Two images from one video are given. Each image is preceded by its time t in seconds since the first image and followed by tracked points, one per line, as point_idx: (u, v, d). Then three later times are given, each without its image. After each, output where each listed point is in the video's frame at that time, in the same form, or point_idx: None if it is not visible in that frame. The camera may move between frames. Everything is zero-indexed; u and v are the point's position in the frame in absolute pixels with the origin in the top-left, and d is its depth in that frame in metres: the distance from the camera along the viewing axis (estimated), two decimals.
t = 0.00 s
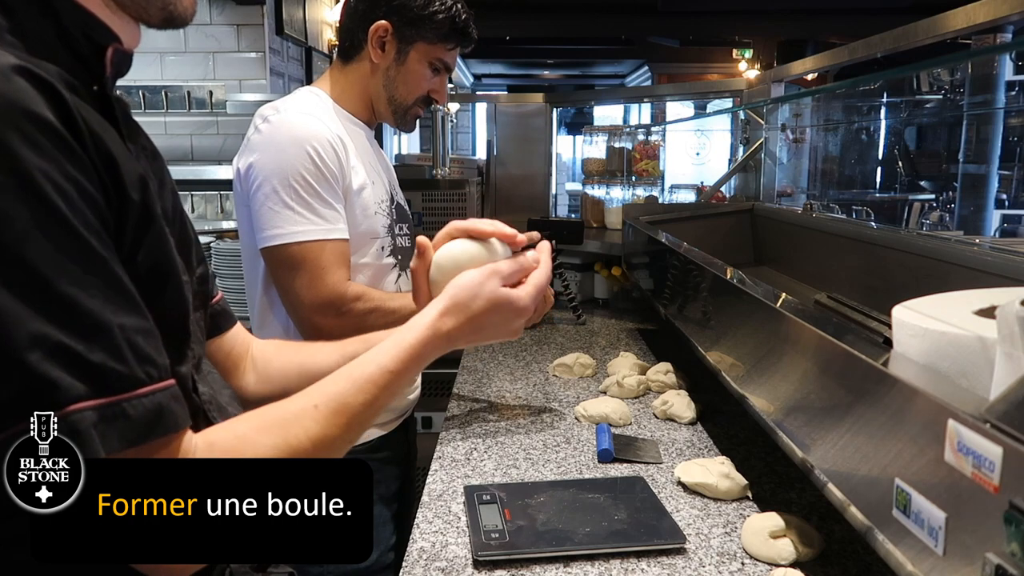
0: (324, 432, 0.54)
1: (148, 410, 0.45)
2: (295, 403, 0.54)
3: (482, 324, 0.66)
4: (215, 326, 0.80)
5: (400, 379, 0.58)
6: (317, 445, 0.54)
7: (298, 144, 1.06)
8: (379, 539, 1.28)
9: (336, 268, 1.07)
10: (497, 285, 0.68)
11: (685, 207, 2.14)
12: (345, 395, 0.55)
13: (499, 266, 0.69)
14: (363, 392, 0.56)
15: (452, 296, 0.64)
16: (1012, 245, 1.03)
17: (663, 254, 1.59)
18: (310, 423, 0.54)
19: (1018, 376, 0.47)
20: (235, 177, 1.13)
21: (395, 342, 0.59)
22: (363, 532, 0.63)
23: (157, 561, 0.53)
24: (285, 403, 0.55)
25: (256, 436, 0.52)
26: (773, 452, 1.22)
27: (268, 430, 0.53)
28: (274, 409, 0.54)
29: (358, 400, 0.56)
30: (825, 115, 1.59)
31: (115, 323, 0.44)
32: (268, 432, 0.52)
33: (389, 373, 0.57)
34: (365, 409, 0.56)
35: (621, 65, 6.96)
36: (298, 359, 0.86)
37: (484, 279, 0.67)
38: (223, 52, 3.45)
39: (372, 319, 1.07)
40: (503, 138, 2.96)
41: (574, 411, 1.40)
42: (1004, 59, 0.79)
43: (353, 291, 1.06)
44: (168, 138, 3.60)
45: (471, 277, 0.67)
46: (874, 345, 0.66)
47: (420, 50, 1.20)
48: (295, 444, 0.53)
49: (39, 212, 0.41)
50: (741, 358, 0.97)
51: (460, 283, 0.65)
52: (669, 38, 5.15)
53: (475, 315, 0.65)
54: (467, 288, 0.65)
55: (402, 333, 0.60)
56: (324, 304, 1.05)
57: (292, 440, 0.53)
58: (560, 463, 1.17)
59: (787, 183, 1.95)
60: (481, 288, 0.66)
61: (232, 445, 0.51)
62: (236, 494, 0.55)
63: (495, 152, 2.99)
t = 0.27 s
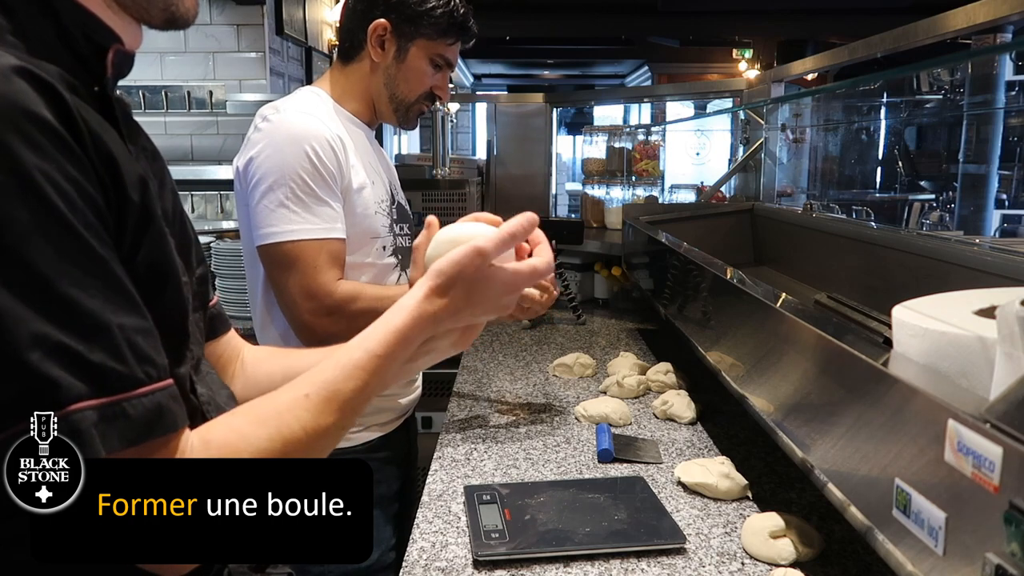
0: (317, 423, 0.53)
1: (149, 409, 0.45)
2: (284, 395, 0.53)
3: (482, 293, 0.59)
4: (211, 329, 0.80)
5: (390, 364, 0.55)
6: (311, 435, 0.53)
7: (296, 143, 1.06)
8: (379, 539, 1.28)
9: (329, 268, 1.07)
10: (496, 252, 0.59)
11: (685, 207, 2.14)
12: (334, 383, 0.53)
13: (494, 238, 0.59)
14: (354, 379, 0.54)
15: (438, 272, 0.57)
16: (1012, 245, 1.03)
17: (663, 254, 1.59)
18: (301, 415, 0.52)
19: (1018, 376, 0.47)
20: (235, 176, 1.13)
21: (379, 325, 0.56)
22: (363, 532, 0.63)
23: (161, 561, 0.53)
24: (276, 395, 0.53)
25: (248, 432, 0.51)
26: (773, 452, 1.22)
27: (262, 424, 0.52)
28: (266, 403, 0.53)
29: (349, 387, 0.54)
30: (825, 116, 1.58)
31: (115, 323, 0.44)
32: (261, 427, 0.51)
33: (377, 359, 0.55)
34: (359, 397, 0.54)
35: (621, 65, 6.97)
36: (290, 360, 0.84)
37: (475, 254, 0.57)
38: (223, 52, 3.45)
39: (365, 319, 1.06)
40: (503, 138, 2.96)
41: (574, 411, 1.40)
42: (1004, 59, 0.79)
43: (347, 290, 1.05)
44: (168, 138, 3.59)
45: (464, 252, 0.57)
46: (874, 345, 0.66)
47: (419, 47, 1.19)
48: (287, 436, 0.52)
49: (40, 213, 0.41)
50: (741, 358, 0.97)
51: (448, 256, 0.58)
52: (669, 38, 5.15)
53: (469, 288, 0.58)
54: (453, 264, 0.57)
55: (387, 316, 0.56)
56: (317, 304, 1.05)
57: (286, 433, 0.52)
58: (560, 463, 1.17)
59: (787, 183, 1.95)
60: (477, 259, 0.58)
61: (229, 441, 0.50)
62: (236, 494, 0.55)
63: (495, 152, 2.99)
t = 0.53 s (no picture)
0: (282, 423, 0.51)
1: (120, 422, 0.44)
2: (248, 396, 0.51)
3: (454, 283, 0.54)
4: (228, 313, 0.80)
5: (356, 357, 0.53)
6: (273, 436, 0.51)
7: (296, 145, 1.06)
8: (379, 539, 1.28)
9: (332, 268, 1.06)
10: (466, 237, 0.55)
11: (685, 207, 2.14)
12: (299, 381, 0.51)
13: (465, 220, 0.55)
14: (318, 375, 0.52)
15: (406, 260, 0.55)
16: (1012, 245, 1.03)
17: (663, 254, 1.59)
18: (263, 416, 0.51)
19: (1018, 376, 0.47)
20: (236, 177, 1.13)
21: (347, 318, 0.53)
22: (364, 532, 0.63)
23: (161, 561, 0.52)
24: (241, 398, 0.52)
25: (214, 437, 0.49)
26: (774, 452, 1.22)
27: (224, 429, 0.50)
28: (231, 406, 0.51)
29: (313, 382, 0.52)
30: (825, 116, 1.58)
31: (94, 331, 0.43)
32: (225, 431, 0.50)
33: (342, 354, 0.52)
34: (326, 392, 0.52)
35: (621, 65, 6.96)
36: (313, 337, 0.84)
37: (441, 236, 0.53)
38: (223, 52, 3.45)
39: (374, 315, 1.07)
40: (503, 138, 2.96)
41: (574, 411, 1.40)
42: (1004, 59, 0.79)
43: (350, 290, 1.05)
44: (168, 138, 3.59)
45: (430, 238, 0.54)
46: (875, 345, 0.66)
47: (418, 45, 1.19)
48: (251, 439, 0.50)
49: (28, 215, 0.41)
50: (741, 358, 0.97)
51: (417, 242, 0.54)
52: (670, 38, 5.15)
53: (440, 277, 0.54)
54: (418, 248, 0.54)
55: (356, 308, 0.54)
56: (319, 303, 1.05)
57: (249, 436, 0.50)
58: (560, 463, 1.17)
59: (787, 183, 1.95)
60: (444, 245, 0.53)
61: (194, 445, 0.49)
62: (236, 494, 0.55)
63: (495, 152, 2.99)
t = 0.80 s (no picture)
0: (260, 404, 0.49)
1: (104, 413, 0.43)
2: (224, 379, 0.49)
3: (424, 232, 0.49)
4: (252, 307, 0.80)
5: (335, 321, 0.50)
6: (259, 418, 0.48)
7: (298, 144, 1.05)
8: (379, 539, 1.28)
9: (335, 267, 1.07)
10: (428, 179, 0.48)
11: (685, 207, 2.14)
12: (276, 357, 0.49)
13: (418, 158, 0.47)
14: (294, 347, 0.49)
15: (370, 212, 0.49)
16: (1012, 245, 1.03)
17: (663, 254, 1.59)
18: (238, 401, 0.48)
19: (1018, 376, 0.47)
20: (238, 177, 1.13)
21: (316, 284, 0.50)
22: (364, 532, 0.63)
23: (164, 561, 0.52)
24: (216, 381, 0.49)
25: (190, 429, 0.48)
26: (773, 452, 1.22)
27: (201, 416, 0.48)
28: (204, 393, 0.49)
29: (289, 357, 0.49)
30: (825, 116, 1.58)
31: (72, 323, 0.42)
32: (199, 420, 0.48)
33: (316, 323, 0.49)
34: (305, 365, 0.50)
35: (621, 65, 6.96)
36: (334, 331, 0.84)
37: (400, 181, 0.47)
38: (223, 52, 3.45)
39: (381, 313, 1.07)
40: (502, 138, 2.96)
41: (574, 411, 1.40)
42: (1004, 59, 0.79)
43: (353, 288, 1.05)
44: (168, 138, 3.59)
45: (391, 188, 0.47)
46: (874, 345, 0.66)
47: (417, 43, 1.18)
48: (233, 424, 0.48)
49: None
50: (741, 358, 0.97)
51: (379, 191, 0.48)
52: (670, 38, 5.15)
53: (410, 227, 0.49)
54: (381, 200, 0.48)
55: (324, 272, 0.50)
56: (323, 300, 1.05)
57: (228, 424, 0.48)
58: (560, 463, 1.17)
59: (787, 183, 1.95)
60: (408, 193, 0.48)
61: (173, 440, 0.47)
62: (236, 494, 0.55)
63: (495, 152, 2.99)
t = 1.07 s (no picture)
0: (257, 414, 0.49)
1: (97, 423, 0.43)
2: (222, 389, 0.49)
3: (435, 243, 0.51)
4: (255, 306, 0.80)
5: (340, 337, 0.50)
6: (255, 429, 0.49)
7: (300, 144, 1.05)
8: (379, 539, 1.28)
9: (336, 265, 1.06)
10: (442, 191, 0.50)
11: (685, 207, 2.15)
12: (278, 371, 0.49)
13: (439, 173, 0.50)
14: (295, 362, 0.49)
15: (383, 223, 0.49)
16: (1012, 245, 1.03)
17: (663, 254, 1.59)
18: (236, 408, 0.48)
19: (1019, 376, 0.47)
20: (240, 178, 1.13)
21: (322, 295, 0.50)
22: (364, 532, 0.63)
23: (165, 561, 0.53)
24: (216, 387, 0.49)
25: (186, 435, 0.48)
26: (773, 452, 1.22)
27: (199, 426, 0.48)
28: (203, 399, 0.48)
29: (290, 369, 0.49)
30: (825, 116, 1.58)
31: (69, 329, 0.42)
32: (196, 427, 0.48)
33: (320, 336, 0.49)
34: (306, 378, 0.50)
35: (621, 65, 6.97)
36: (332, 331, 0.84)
37: (419, 194, 0.48)
38: (223, 52, 3.45)
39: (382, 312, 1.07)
40: (503, 138, 2.96)
41: (574, 411, 1.40)
42: (1004, 59, 0.79)
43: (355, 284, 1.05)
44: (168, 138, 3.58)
45: (405, 195, 0.48)
46: (874, 345, 0.66)
47: (398, 27, 1.18)
48: (230, 435, 0.48)
49: None
50: (741, 358, 0.97)
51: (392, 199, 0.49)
52: (670, 38, 5.15)
53: (420, 237, 0.50)
54: (398, 212, 0.48)
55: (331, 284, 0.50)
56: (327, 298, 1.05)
57: (224, 431, 0.48)
58: (560, 463, 1.17)
59: (787, 183, 1.95)
60: (422, 204, 0.49)
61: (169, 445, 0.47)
62: (236, 494, 0.55)
63: (495, 152, 2.99)
